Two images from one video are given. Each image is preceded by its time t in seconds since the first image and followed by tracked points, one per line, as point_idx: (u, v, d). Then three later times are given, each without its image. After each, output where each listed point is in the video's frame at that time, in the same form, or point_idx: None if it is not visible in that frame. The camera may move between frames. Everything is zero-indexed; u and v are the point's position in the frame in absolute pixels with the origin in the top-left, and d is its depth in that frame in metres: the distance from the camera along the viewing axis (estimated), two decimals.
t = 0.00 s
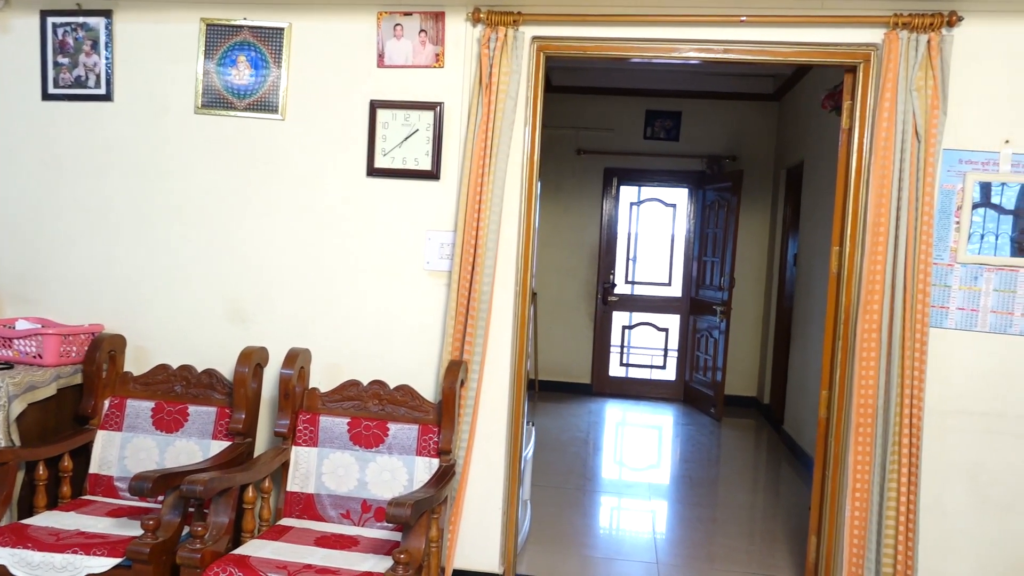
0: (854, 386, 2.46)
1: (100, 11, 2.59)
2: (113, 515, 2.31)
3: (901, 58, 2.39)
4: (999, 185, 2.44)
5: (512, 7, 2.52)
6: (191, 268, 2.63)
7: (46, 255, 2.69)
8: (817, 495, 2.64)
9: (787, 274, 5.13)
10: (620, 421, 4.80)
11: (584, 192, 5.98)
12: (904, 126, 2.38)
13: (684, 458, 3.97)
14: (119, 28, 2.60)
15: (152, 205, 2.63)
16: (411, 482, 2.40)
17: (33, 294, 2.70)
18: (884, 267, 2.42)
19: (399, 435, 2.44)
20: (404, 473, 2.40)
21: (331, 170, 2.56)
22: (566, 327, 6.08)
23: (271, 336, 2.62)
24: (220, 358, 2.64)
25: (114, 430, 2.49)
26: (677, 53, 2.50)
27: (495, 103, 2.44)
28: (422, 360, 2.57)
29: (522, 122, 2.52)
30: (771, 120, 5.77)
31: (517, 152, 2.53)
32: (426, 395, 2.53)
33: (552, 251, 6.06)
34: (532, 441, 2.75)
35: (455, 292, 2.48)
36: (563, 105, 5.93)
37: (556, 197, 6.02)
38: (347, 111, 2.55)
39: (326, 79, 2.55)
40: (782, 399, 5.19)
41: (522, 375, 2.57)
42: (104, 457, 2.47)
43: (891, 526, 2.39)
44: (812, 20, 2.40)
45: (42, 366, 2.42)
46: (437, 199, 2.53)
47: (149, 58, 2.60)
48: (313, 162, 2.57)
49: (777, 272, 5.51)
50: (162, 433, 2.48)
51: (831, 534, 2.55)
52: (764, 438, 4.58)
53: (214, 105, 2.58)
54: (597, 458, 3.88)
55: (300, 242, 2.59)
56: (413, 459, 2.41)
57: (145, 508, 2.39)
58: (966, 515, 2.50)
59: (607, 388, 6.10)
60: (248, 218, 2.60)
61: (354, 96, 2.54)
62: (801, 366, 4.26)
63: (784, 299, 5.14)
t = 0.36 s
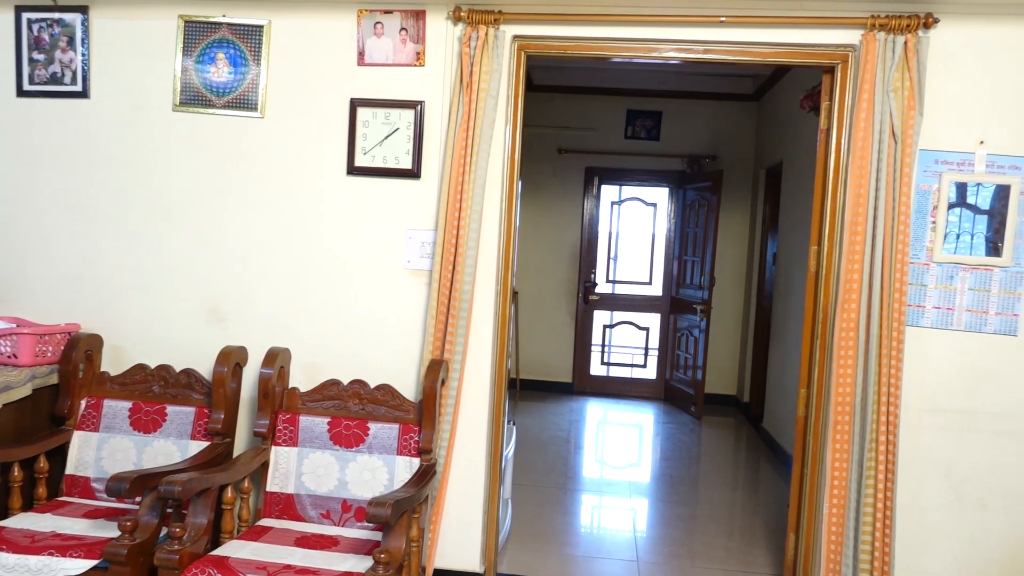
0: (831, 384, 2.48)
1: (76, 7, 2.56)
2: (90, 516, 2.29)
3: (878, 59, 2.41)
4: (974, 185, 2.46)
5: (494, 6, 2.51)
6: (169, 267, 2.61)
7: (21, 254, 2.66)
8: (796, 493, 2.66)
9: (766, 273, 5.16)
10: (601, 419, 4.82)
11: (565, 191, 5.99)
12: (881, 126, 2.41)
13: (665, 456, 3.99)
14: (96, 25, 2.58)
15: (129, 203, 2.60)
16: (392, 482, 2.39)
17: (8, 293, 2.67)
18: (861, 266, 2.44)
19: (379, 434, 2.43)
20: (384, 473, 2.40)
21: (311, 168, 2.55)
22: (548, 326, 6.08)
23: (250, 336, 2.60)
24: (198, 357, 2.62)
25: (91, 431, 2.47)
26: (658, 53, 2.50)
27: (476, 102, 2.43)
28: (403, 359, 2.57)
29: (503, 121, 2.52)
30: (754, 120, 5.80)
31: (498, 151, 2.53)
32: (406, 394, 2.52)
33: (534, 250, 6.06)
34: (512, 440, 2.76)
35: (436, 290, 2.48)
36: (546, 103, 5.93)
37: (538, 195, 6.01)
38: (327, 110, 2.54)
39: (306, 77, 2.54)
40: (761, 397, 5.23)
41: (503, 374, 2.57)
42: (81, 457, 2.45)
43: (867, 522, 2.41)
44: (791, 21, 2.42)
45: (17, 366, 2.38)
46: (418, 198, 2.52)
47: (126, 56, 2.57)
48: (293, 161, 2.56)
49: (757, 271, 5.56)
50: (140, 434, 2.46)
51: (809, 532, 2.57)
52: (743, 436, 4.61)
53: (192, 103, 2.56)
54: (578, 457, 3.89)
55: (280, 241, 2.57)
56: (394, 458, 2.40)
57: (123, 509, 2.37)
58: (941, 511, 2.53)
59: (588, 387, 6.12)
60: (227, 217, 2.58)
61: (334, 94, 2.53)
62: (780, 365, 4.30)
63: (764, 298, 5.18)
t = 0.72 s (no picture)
0: (807, 382, 2.50)
1: (49, 3, 2.53)
2: (63, 518, 2.26)
3: (853, 60, 2.43)
4: (947, 185, 2.49)
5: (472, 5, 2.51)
6: (144, 266, 2.58)
7: None
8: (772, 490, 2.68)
9: (744, 272, 5.20)
10: (579, 418, 4.84)
11: (543, 190, 6.00)
12: (855, 127, 2.43)
13: (643, 455, 4.01)
14: (69, 21, 2.55)
15: (103, 202, 2.58)
16: (370, 482, 2.38)
17: None
18: (836, 265, 2.46)
19: (357, 434, 2.42)
20: (362, 473, 2.39)
21: (287, 166, 2.54)
22: (528, 325, 6.09)
23: (226, 335, 2.58)
24: (174, 357, 2.60)
25: (64, 432, 2.44)
26: (635, 53, 2.51)
27: (454, 101, 2.43)
28: (381, 359, 2.56)
29: (481, 120, 2.52)
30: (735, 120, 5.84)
31: (477, 151, 2.52)
32: (385, 394, 2.52)
33: (512, 249, 6.07)
34: (491, 439, 2.76)
35: (414, 290, 2.47)
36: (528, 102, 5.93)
37: (517, 195, 6.02)
38: (304, 108, 2.52)
39: (283, 75, 2.52)
40: (738, 395, 5.27)
41: (482, 373, 2.57)
42: (54, 459, 2.42)
43: (842, 519, 2.43)
44: (766, 22, 2.44)
45: None
46: (396, 197, 2.51)
47: (100, 52, 2.55)
48: (269, 159, 2.54)
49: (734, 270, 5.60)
50: (114, 435, 2.43)
51: (785, 528, 2.59)
52: (721, 434, 4.64)
53: (167, 100, 2.53)
54: (556, 456, 3.90)
55: (257, 240, 2.56)
56: (372, 458, 2.39)
57: (97, 511, 2.35)
58: (915, 508, 2.56)
59: (567, 386, 6.14)
60: (202, 216, 2.56)
61: (312, 92, 2.52)
62: (756, 363, 4.33)
63: (741, 297, 5.21)
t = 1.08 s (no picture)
0: (782, 380, 2.52)
1: None
2: (34, 521, 2.23)
3: (827, 61, 2.45)
4: (920, 185, 2.52)
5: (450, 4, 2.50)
6: (117, 265, 2.55)
7: None
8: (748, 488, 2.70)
9: (720, 271, 5.24)
10: (557, 417, 4.85)
11: (521, 189, 6.00)
12: (830, 126, 2.45)
13: (621, 454, 4.02)
14: (40, 16, 2.52)
15: (74, 200, 2.55)
16: (346, 482, 2.38)
17: None
18: (811, 265, 2.48)
19: (334, 434, 2.41)
20: (339, 473, 2.38)
21: (263, 165, 2.52)
22: (505, 324, 6.09)
23: (201, 335, 2.56)
24: (148, 358, 2.57)
25: (35, 434, 2.41)
26: (612, 53, 2.52)
27: (431, 100, 2.42)
28: (358, 358, 2.55)
29: (459, 119, 2.51)
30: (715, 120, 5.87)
31: (454, 150, 2.52)
32: (362, 393, 2.51)
33: (490, 248, 6.06)
34: (469, 439, 2.76)
35: (391, 289, 2.46)
36: (507, 101, 5.93)
37: (496, 194, 6.01)
38: (279, 106, 2.51)
39: (259, 73, 2.50)
40: (714, 394, 5.31)
41: (459, 373, 2.56)
42: (25, 461, 2.38)
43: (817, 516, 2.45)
44: (741, 23, 2.46)
45: None
46: (373, 196, 2.51)
47: (72, 48, 2.51)
48: (245, 157, 2.52)
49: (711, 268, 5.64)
50: (86, 436, 2.40)
51: (761, 526, 2.61)
52: (697, 432, 4.67)
53: (141, 97, 2.51)
54: (534, 455, 3.90)
55: (232, 239, 2.54)
56: (349, 458, 2.38)
57: (69, 513, 2.32)
58: (888, 504, 2.59)
59: (545, 385, 6.15)
60: (177, 214, 2.54)
61: (288, 90, 2.50)
62: (733, 361, 4.36)
63: (718, 295, 5.24)
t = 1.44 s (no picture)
0: (753, 379, 2.55)
1: None
2: None
3: (797, 63, 2.48)
4: (888, 185, 2.56)
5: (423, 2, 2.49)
6: (84, 264, 2.52)
7: None
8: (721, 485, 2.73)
9: (693, 270, 5.28)
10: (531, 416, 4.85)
11: (496, 189, 6.00)
12: (800, 127, 2.47)
13: (594, 452, 4.04)
14: (5, 11, 2.47)
15: (40, 198, 2.51)
16: (319, 483, 2.36)
17: None
18: (782, 265, 2.51)
19: (305, 435, 2.39)
20: (311, 473, 2.36)
21: (234, 163, 2.49)
22: (479, 324, 6.09)
23: (171, 335, 2.53)
24: (116, 358, 2.54)
25: None
26: (585, 53, 2.52)
27: (404, 98, 2.41)
28: (331, 358, 2.53)
29: (432, 119, 2.50)
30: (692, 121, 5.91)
31: (427, 149, 2.51)
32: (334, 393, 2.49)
33: (464, 247, 6.06)
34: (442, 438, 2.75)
35: (363, 288, 2.45)
36: (481, 101, 5.93)
37: (470, 194, 6.01)
38: (251, 104, 2.48)
39: (230, 70, 2.48)
40: (687, 392, 5.35)
41: (433, 372, 2.56)
42: None
43: (788, 513, 2.48)
44: (713, 24, 2.48)
45: None
46: (346, 195, 2.49)
47: (38, 44, 2.47)
48: (215, 155, 2.49)
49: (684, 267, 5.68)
50: (53, 438, 2.36)
51: (732, 523, 2.63)
52: (670, 430, 4.71)
53: (109, 94, 2.47)
54: (508, 454, 3.90)
55: (202, 238, 2.51)
56: (321, 459, 2.37)
57: (34, 516, 2.28)
58: (856, 500, 2.63)
59: (519, 383, 6.15)
60: (146, 213, 2.50)
61: (259, 88, 2.48)
62: (705, 359, 4.40)
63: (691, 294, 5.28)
